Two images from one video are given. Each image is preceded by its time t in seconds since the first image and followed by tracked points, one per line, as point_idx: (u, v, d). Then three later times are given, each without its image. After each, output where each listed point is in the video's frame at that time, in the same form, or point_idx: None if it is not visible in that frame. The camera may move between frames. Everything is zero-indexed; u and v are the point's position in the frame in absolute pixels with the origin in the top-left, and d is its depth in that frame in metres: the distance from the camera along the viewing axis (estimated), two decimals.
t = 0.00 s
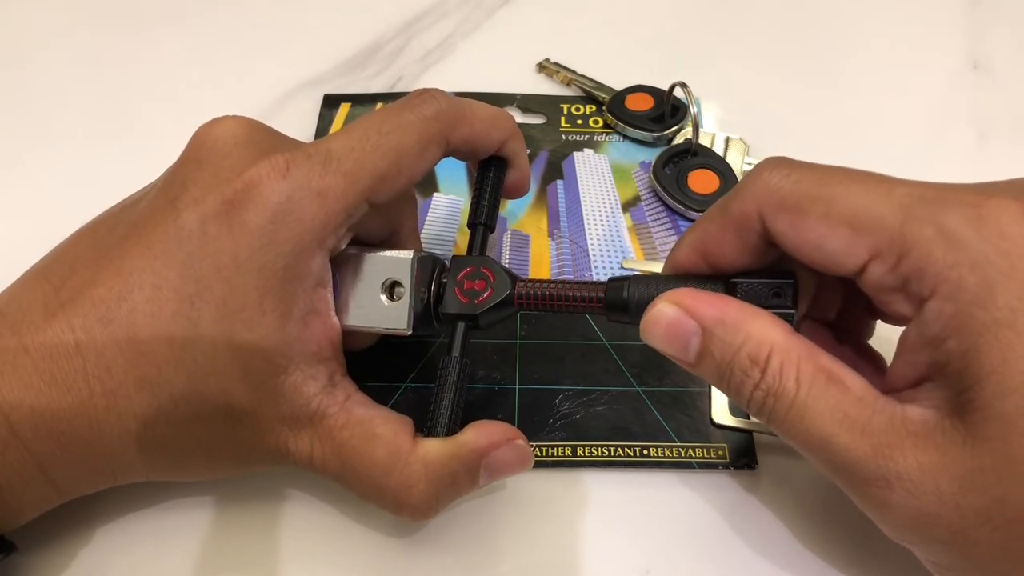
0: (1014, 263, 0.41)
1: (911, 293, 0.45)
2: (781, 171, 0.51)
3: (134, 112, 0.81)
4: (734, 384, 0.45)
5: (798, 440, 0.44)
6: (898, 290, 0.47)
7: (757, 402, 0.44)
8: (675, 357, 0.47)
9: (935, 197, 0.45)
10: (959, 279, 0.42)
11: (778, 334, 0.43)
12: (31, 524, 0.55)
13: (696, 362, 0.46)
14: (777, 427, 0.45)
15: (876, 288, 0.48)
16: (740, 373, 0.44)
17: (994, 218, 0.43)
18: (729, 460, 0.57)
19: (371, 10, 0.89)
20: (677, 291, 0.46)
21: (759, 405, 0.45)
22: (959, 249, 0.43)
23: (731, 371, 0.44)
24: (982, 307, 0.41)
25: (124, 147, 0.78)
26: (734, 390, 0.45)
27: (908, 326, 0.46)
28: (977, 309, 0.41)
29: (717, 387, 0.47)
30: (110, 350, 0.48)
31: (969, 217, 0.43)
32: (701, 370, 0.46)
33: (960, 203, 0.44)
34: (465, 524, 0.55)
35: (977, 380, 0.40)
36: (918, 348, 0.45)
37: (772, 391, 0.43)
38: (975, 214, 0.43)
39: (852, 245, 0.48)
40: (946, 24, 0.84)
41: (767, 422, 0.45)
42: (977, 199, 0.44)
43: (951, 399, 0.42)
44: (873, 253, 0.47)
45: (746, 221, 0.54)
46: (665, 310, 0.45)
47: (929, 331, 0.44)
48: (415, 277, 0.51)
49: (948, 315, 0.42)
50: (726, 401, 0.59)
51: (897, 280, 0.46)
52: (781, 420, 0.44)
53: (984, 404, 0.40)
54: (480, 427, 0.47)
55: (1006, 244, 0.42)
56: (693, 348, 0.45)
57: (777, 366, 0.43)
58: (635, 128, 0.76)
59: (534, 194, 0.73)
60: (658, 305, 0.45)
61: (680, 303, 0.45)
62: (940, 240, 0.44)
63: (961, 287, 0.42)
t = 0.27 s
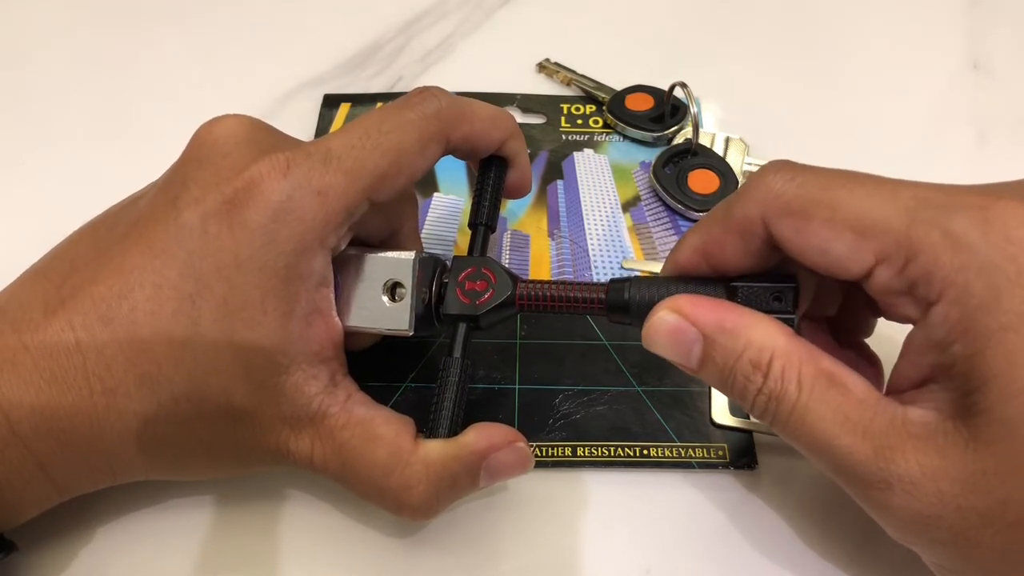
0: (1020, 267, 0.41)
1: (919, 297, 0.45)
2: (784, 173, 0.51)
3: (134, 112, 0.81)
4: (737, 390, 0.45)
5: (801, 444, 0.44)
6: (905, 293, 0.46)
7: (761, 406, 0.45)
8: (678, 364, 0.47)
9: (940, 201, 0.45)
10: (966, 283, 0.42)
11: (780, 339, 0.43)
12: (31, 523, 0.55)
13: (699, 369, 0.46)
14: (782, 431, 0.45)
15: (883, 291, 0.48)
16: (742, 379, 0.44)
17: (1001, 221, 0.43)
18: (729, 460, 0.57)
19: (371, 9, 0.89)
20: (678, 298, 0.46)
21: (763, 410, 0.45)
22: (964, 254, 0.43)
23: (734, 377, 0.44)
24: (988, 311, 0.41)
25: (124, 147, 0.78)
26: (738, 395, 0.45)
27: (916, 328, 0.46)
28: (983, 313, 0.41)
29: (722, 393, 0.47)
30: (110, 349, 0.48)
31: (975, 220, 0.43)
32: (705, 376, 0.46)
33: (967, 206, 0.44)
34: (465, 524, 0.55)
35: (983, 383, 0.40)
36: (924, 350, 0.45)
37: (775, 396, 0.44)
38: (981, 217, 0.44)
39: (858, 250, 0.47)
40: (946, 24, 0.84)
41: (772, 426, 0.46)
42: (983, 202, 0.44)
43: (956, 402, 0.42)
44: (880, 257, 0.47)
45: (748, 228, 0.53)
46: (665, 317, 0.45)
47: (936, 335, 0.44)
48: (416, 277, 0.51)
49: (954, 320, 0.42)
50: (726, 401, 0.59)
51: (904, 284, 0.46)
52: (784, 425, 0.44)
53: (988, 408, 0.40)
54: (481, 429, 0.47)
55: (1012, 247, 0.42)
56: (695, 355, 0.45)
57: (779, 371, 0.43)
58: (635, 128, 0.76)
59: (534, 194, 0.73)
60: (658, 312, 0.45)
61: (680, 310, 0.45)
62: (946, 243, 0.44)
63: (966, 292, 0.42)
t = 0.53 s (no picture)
0: None
1: (921, 299, 0.45)
2: (784, 169, 0.50)
3: (134, 112, 0.81)
4: (739, 392, 0.45)
5: (802, 444, 0.44)
6: (908, 295, 0.46)
7: (762, 408, 0.45)
8: (679, 366, 0.47)
9: (946, 202, 0.45)
10: (963, 281, 0.42)
11: (780, 340, 0.43)
12: (31, 521, 0.55)
13: (701, 372, 0.46)
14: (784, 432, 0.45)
15: (885, 291, 0.48)
16: (743, 381, 0.44)
17: (1007, 225, 0.43)
18: (729, 459, 0.57)
19: (371, 10, 0.89)
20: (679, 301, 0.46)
21: (764, 411, 0.45)
22: (969, 259, 0.43)
23: (735, 379, 0.44)
24: (991, 318, 0.41)
25: (124, 146, 0.78)
26: (740, 397, 0.45)
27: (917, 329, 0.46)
28: (983, 312, 0.41)
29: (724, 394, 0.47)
30: (110, 346, 0.48)
31: (981, 223, 0.43)
32: (706, 378, 0.46)
33: (973, 209, 0.44)
34: (465, 524, 0.55)
35: (984, 387, 0.40)
36: (925, 352, 0.45)
37: (776, 397, 0.44)
38: (988, 220, 0.43)
39: (860, 250, 0.47)
40: (946, 24, 0.84)
41: (774, 427, 0.45)
42: (990, 204, 0.44)
43: (957, 403, 0.42)
44: (882, 257, 0.46)
45: (748, 223, 0.53)
46: (665, 320, 0.45)
47: (937, 337, 0.43)
48: (416, 275, 0.51)
49: (957, 324, 0.42)
50: (726, 401, 0.59)
51: (907, 286, 0.46)
52: (785, 426, 0.44)
53: (989, 410, 0.40)
54: (480, 427, 0.47)
55: (1012, 245, 0.42)
56: (697, 357, 0.45)
57: (779, 372, 0.43)
58: (635, 128, 0.76)
59: (534, 194, 0.73)
60: (660, 315, 0.46)
61: (680, 313, 0.45)
62: (950, 247, 0.43)
63: (970, 296, 0.42)
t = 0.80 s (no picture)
0: (1017, 273, 0.42)
1: (917, 300, 0.45)
2: (778, 170, 0.50)
3: (134, 112, 0.81)
4: (737, 385, 0.45)
5: (799, 441, 0.44)
6: (905, 296, 0.46)
7: (760, 403, 0.44)
8: (678, 358, 0.47)
9: (939, 204, 0.44)
10: (961, 282, 0.42)
11: (782, 335, 0.43)
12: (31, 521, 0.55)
13: (699, 363, 0.46)
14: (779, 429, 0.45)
15: (883, 293, 0.48)
16: (744, 373, 0.44)
17: (999, 226, 0.43)
18: (729, 459, 0.57)
19: (371, 10, 0.89)
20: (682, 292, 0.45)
21: (762, 406, 0.45)
22: (963, 260, 0.43)
23: (735, 371, 0.44)
24: (985, 317, 0.41)
25: (124, 146, 0.79)
26: (738, 390, 0.45)
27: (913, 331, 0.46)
28: (982, 314, 0.41)
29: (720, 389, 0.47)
30: (110, 347, 0.48)
31: (974, 224, 0.43)
32: (704, 370, 0.46)
33: (965, 210, 0.44)
34: (464, 524, 0.55)
35: (982, 388, 0.40)
36: (924, 354, 0.45)
37: (776, 392, 0.43)
38: (978, 221, 0.43)
39: (857, 253, 0.47)
40: (946, 24, 0.84)
41: (770, 424, 0.45)
42: (982, 205, 0.44)
43: (955, 405, 0.42)
44: (879, 259, 0.46)
45: (747, 223, 0.53)
46: (669, 309, 0.45)
47: (934, 338, 0.44)
48: (416, 275, 0.51)
49: (952, 325, 0.42)
50: (726, 401, 0.59)
51: (903, 287, 0.46)
52: (782, 420, 0.44)
53: (987, 412, 0.40)
54: (479, 425, 0.47)
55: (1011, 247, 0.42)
56: (697, 348, 0.45)
57: (781, 367, 0.43)
58: (635, 128, 0.76)
59: (534, 194, 0.73)
60: (663, 305, 0.45)
61: (685, 302, 0.45)
62: (943, 250, 0.43)
63: (964, 296, 0.42)
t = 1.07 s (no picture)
0: (1019, 272, 0.41)
1: (917, 300, 0.45)
2: (777, 172, 0.50)
3: (134, 112, 0.81)
4: (738, 384, 0.45)
5: (801, 441, 0.44)
6: (905, 296, 0.46)
7: (761, 402, 0.44)
8: (679, 357, 0.47)
9: (937, 203, 0.44)
10: (961, 284, 0.42)
11: (783, 333, 0.43)
12: (31, 522, 0.55)
13: (700, 362, 0.46)
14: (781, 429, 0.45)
15: (884, 292, 0.48)
16: (745, 373, 0.44)
17: (1000, 225, 0.43)
18: (729, 460, 0.57)
19: (371, 10, 0.89)
20: (684, 290, 0.46)
21: (763, 406, 0.45)
22: (964, 260, 0.42)
23: (736, 370, 0.44)
24: (987, 317, 0.41)
25: (124, 147, 0.79)
26: (739, 389, 0.45)
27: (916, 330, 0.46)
28: (982, 315, 0.41)
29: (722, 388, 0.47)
30: (110, 348, 0.48)
31: (975, 224, 0.43)
32: (706, 369, 0.46)
33: (965, 210, 0.44)
34: (464, 525, 0.55)
35: (983, 387, 0.40)
36: (923, 353, 0.45)
37: (777, 391, 0.43)
38: (978, 221, 0.43)
39: (858, 253, 0.47)
40: (946, 23, 0.84)
41: (772, 424, 0.45)
42: (982, 204, 0.44)
43: (956, 405, 0.42)
44: (880, 258, 0.46)
45: (748, 224, 0.53)
46: (670, 308, 0.45)
47: (934, 338, 0.44)
48: (416, 276, 0.51)
49: (954, 324, 0.42)
50: (726, 401, 0.59)
51: (902, 287, 0.46)
52: (784, 420, 0.44)
53: (989, 412, 0.40)
54: (479, 427, 0.47)
55: (1011, 247, 0.42)
56: (698, 347, 0.45)
57: (782, 366, 0.43)
58: (635, 128, 0.76)
59: (534, 194, 0.73)
60: (664, 303, 0.45)
61: (685, 300, 0.45)
62: (944, 250, 0.43)
63: (966, 297, 0.42)
